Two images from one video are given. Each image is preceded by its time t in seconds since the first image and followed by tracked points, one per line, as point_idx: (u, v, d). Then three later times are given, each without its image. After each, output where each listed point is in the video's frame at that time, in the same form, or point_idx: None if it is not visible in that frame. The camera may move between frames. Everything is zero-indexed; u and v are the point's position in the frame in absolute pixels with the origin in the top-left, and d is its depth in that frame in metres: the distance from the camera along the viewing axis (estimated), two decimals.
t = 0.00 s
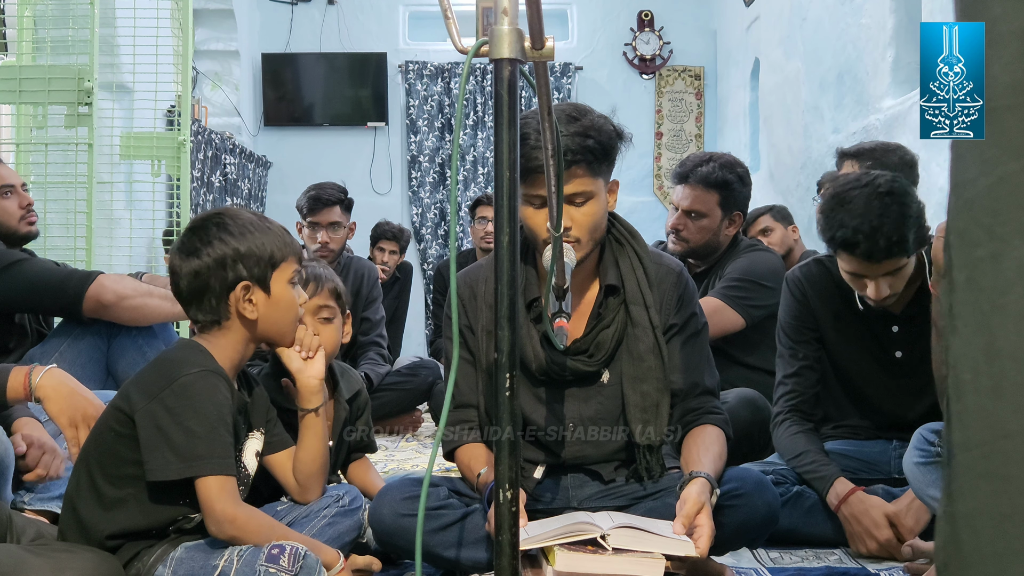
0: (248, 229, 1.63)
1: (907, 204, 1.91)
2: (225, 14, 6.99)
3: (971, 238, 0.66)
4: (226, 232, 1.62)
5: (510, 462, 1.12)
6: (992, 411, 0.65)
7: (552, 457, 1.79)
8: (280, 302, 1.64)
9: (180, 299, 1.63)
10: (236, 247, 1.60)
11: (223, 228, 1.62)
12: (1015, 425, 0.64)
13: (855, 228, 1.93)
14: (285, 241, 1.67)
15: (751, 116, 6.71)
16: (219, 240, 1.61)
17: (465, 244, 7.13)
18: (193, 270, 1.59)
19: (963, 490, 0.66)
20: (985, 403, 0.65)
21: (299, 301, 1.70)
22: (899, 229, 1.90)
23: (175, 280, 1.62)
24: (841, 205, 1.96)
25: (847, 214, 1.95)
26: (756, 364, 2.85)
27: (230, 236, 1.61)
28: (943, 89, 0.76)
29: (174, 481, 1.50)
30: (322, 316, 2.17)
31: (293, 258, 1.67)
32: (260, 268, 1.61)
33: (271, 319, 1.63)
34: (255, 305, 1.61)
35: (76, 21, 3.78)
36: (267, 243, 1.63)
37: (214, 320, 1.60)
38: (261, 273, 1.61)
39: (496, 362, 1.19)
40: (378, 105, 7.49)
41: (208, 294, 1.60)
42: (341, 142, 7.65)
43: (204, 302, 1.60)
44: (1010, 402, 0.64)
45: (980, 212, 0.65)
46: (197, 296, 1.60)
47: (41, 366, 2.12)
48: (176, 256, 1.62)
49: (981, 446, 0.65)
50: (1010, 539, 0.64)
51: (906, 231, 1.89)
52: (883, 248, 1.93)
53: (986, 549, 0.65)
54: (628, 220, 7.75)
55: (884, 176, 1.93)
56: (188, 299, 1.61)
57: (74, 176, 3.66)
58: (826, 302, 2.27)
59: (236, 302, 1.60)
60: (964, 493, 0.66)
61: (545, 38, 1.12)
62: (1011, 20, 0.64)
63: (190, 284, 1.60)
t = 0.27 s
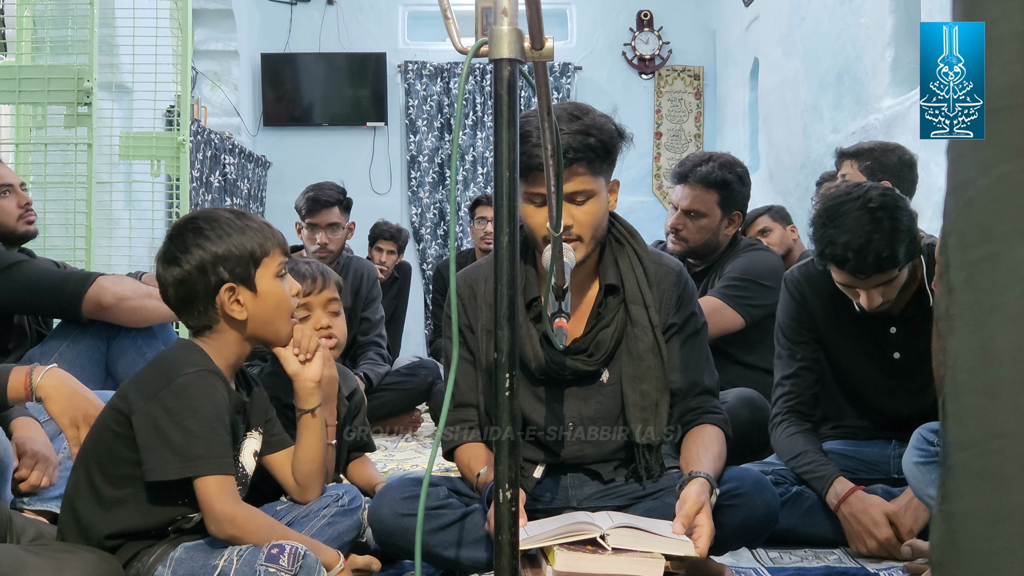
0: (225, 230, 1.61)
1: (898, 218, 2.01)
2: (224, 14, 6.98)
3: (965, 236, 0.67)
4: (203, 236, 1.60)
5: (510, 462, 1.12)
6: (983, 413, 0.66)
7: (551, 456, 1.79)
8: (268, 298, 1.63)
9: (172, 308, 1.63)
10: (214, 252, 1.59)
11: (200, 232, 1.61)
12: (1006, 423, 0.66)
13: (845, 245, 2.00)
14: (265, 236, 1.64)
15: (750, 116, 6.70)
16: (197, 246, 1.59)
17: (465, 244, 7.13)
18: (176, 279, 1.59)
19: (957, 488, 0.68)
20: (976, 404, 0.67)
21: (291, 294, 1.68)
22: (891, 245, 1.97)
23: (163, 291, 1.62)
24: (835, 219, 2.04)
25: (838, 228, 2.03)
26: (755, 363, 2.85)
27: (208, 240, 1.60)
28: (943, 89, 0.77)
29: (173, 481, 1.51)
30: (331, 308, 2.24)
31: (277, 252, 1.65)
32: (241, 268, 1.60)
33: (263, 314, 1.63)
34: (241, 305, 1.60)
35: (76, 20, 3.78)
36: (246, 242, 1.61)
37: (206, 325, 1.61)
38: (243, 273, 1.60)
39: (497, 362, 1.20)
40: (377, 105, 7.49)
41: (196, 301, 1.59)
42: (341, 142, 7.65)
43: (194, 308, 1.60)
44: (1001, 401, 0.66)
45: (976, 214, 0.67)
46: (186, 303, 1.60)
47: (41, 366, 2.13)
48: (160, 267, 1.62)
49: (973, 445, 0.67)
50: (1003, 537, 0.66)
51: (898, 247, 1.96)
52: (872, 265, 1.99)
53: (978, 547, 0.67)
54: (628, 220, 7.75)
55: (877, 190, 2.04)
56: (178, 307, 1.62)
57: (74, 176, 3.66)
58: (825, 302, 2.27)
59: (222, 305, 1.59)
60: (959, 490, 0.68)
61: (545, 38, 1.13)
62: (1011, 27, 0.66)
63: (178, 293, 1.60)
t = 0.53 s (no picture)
0: (203, 234, 1.60)
1: (893, 221, 2.01)
2: (224, 14, 6.98)
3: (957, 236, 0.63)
4: (183, 244, 1.59)
5: (509, 462, 1.12)
6: (975, 412, 0.62)
7: (551, 456, 1.79)
8: (257, 294, 1.63)
9: (164, 316, 1.64)
10: (195, 259, 1.58)
11: (179, 239, 1.59)
12: (997, 421, 0.62)
13: (840, 248, 1.99)
14: (245, 235, 1.63)
15: (750, 116, 6.70)
16: (178, 254, 1.58)
17: (464, 244, 7.13)
18: (163, 289, 1.59)
19: (947, 488, 0.63)
20: (965, 404, 0.62)
21: (281, 287, 1.68)
22: (887, 248, 1.98)
23: (153, 301, 1.62)
24: (830, 223, 2.05)
25: (833, 232, 2.02)
26: (754, 363, 2.85)
27: (189, 247, 1.59)
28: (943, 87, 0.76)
29: (170, 481, 1.50)
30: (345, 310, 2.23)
31: (259, 249, 1.64)
32: (224, 270, 1.59)
33: (254, 311, 1.63)
34: (230, 305, 1.60)
35: (75, 20, 3.78)
36: (226, 244, 1.60)
37: (200, 331, 1.61)
38: (228, 274, 1.59)
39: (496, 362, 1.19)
40: (377, 105, 7.49)
41: (186, 308, 1.60)
42: (340, 142, 7.65)
43: (184, 315, 1.60)
44: (993, 400, 0.62)
45: (969, 214, 0.63)
46: (177, 311, 1.61)
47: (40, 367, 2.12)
48: (145, 279, 1.62)
49: (962, 444, 0.62)
50: (996, 538, 0.61)
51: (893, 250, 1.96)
52: (868, 268, 1.99)
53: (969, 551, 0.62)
54: (627, 220, 7.75)
55: (871, 193, 2.03)
56: (170, 315, 1.62)
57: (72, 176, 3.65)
58: (822, 303, 2.27)
59: (212, 309, 1.59)
60: (950, 490, 0.63)
61: (544, 38, 1.13)
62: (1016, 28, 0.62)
63: (167, 302, 1.60)
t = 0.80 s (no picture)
0: (188, 238, 1.60)
1: (890, 222, 2.01)
2: (223, 14, 6.98)
3: (967, 232, 0.62)
4: (170, 249, 1.59)
5: (509, 462, 1.12)
6: (991, 410, 0.61)
7: (551, 455, 1.79)
8: (251, 291, 1.63)
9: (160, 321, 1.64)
10: (183, 263, 1.58)
11: (165, 245, 1.60)
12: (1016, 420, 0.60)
13: (838, 251, 1.99)
14: (230, 234, 1.62)
15: (749, 115, 6.70)
16: (166, 260, 1.59)
17: (464, 244, 7.14)
18: (155, 295, 1.60)
19: (965, 488, 0.62)
20: (980, 403, 0.61)
21: (275, 283, 1.68)
22: (884, 250, 1.97)
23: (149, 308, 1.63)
24: (829, 225, 2.06)
25: (832, 234, 2.03)
26: (754, 363, 2.86)
27: (176, 252, 1.59)
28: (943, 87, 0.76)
29: (169, 481, 1.51)
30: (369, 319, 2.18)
31: (246, 247, 1.64)
32: (211, 271, 1.59)
33: (247, 309, 1.63)
34: (222, 303, 1.60)
35: (74, 20, 3.77)
36: (211, 245, 1.60)
37: (195, 334, 1.62)
38: (216, 275, 1.59)
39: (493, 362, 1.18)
40: (376, 105, 7.48)
41: (179, 312, 1.60)
42: (340, 142, 7.65)
43: (179, 319, 1.61)
44: (1010, 399, 0.60)
45: (983, 210, 0.62)
46: (171, 315, 1.61)
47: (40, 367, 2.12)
48: (139, 287, 1.63)
49: (979, 443, 0.61)
50: (1013, 539, 0.59)
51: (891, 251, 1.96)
52: (866, 270, 1.99)
53: (989, 554, 0.60)
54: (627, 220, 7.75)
55: (870, 194, 2.05)
56: (165, 321, 1.63)
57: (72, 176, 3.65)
58: (822, 303, 2.27)
59: (203, 310, 1.59)
60: (968, 492, 0.62)
61: (544, 37, 1.13)
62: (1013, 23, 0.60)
63: (161, 308, 1.61)
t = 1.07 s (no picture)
0: (188, 237, 1.60)
1: (889, 223, 2.01)
2: (223, 15, 6.97)
3: (969, 232, 0.59)
4: (170, 249, 1.59)
5: (508, 462, 1.12)
6: (1012, 410, 0.58)
7: (550, 455, 1.78)
8: (253, 288, 1.64)
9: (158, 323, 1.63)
10: (185, 262, 1.58)
11: (165, 245, 1.60)
12: None
13: (837, 252, 1.99)
14: (229, 232, 1.63)
15: (749, 116, 6.70)
16: (167, 260, 1.59)
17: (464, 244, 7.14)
18: (157, 296, 1.59)
19: (986, 490, 0.58)
20: (1002, 403, 0.58)
21: (274, 279, 1.69)
22: (883, 250, 1.97)
23: (148, 310, 1.62)
24: (828, 227, 2.05)
25: (831, 236, 2.03)
26: (753, 364, 2.86)
27: (177, 251, 1.59)
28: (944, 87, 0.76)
29: (167, 481, 1.51)
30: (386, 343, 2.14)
31: (245, 244, 1.64)
32: (212, 268, 1.59)
33: (250, 305, 1.63)
34: (225, 299, 1.60)
35: (74, 20, 3.76)
36: (211, 243, 1.60)
37: (195, 334, 1.61)
38: (218, 272, 1.60)
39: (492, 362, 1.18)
40: (375, 105, 7.48)
41: (181, 312, 1.60)
42: (339, 142, 7.65)
43: (180, 319, 1.60)
44: None
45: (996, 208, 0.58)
46: (172, 316, 1.60)
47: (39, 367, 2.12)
48: (138, 289, 1.62)
49: (1001, 443, 0.58)
50: None
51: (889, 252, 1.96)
52: (865, 271, 1.99)
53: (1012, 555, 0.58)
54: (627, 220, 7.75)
55: (868, 196, 2.04)
56: (164, 323, 1.62)
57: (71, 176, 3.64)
58: (821, 304, 2.27)
59: (206, 309, 1.59)
60: (988, 494, 0.58)
61: (544, 37, 1.13)
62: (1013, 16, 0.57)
63: (162, 309, 1.60)
